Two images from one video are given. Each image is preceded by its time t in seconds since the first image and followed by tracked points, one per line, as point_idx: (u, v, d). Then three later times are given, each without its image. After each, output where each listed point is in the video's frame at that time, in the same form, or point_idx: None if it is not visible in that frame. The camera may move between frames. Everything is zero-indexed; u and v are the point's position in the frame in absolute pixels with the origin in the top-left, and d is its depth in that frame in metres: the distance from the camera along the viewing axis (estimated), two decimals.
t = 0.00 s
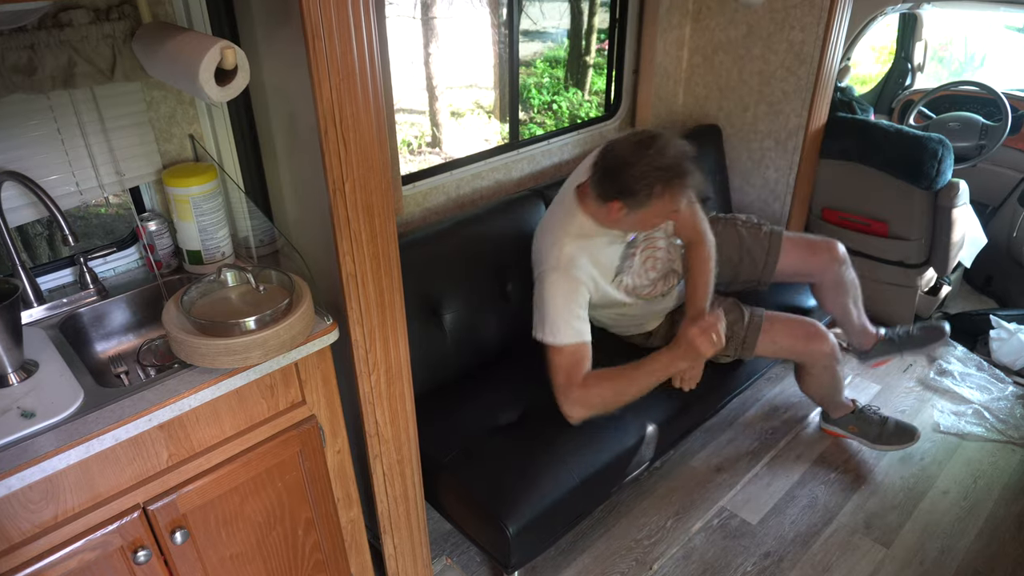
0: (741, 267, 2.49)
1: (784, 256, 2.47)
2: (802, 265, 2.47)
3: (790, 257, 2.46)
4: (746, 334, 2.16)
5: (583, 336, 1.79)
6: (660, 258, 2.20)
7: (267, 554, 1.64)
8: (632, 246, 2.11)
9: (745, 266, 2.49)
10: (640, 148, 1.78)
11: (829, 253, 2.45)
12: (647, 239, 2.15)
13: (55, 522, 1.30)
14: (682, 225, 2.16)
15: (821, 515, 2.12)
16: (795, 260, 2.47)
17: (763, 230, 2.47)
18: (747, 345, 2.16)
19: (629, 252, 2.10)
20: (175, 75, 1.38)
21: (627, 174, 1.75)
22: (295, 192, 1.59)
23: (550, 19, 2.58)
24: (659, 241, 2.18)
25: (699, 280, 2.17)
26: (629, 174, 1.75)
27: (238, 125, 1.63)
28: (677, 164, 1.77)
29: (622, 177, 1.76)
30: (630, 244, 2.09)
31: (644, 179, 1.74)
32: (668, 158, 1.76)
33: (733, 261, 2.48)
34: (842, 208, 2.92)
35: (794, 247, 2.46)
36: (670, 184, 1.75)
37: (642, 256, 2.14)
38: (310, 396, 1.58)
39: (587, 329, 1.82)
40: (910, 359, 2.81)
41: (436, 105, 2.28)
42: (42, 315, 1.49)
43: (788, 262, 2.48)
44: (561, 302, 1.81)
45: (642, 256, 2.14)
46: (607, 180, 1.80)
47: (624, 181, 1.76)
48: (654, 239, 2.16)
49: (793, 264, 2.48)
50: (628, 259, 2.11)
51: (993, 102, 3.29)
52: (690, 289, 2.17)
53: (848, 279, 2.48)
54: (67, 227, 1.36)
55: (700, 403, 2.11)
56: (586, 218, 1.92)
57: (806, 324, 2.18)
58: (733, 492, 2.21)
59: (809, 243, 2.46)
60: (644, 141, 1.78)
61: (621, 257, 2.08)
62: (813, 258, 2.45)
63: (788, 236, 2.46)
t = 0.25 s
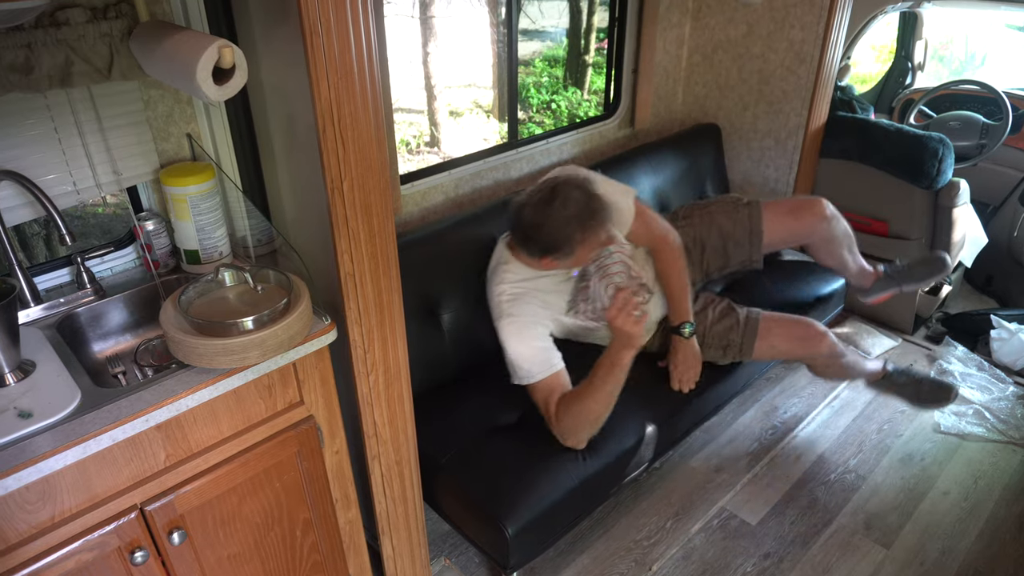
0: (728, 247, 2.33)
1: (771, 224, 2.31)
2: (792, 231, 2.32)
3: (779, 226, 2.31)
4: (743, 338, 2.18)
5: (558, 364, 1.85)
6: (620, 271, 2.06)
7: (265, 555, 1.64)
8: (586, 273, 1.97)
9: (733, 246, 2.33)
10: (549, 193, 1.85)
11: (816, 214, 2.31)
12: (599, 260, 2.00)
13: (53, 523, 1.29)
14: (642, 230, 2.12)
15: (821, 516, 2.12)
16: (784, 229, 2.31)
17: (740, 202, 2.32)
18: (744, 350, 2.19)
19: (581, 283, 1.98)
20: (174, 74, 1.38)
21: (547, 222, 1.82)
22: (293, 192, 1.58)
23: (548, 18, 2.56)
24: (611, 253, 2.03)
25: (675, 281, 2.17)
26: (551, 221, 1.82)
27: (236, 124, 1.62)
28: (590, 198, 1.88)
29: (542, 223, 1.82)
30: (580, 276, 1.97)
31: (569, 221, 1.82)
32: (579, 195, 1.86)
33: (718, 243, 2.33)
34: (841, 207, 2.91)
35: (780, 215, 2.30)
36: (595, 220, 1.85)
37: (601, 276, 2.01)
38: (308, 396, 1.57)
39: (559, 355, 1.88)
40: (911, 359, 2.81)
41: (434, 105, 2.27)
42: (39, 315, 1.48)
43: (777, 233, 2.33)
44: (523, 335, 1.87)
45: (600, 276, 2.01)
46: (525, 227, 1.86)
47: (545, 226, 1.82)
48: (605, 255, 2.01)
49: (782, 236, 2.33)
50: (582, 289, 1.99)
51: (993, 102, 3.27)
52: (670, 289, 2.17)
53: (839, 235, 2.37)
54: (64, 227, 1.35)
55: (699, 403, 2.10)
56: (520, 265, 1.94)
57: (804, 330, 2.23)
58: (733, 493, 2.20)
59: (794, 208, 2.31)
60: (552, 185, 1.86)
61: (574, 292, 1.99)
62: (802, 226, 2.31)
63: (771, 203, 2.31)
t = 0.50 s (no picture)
0: (709, 238, 2.26)
1: (744, 204, 2.24)
2: (770, 206, 2.25)
3: (751, 204, 2.24)
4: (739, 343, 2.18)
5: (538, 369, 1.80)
6: (591, 275, 2.06)
7: (263, 556, 1.63)
8: (555, 278, 1.97)
9: (714, 237, 2.26)
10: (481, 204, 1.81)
11: (788, 185, 2.25)
12: (566, 264, 2.00)
13: (49, 523, 1.29)
14: (611, 233, 2.10)
15: (820, 517, 2.11)
16: (759, 207, 2.24)
17: (707, 191, 2.27)
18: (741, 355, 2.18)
19: (553, 289, 1.97)
20: (171, 72, 1.37)
21: (484, 231, 1.76)
22: (291, 192, 1.57)
23: (547, 16, 2.55)
24: (579, 256, 2.04)
25: (650, 282, 2.13)
26: (486, 230, 1.76)
27: (233, 123, 1.61)
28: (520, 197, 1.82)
29: (479, 230, 1.77)
30: (550, 282, 1.96)
31: (499, 222, 1.76)
32: (508, 197, 1.81)
33: (696, 236, 2.26)
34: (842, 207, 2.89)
35: (751, 193, 2.24)
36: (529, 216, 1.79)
37: (571, 280, 2.01)
38: (305, 396, 1.56)
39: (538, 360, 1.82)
40: (911, 359, 2.80)
41: (433, 103, 2.29)
42: (35, 315, 1.47)
43: (754, 211, 2.25)
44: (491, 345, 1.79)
45: (570, 279, 2.01)
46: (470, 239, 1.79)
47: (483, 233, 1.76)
48: (572, 259, 2.01)
49: (761, 212, 2.26)
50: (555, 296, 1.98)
51: (995, 101, 3.26)
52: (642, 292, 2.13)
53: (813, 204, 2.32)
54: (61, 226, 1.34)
55: (699, 403, 2.09)
56: (481, 286, 1.87)
57: (801, 329, 2.23)
58: (732, 493, 2.19)
59: (763, 185, 2.24)
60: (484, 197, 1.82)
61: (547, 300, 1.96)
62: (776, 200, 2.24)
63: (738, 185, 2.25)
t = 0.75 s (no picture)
0: (701, 246, 2.27)
1: (737, 211, 2.25)
2: (764, 213, 2.27)
3: (745, 211, 2.26)
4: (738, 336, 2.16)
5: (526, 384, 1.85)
6: (581, 295, 2.05)
7: (260, 557, 1.62)
8: (540, 304, 1.98)
9: (706, 247, 2.27)
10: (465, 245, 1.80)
11: (783, 193, 2.25)
12: (551, 288, 2.00)
13: (45, 524, 1.28)
14: (601, 248, 2.09)
15: (820, 518, 2.10)
16: (753, 213, 2.26)
17: (699, 199, 2.27)
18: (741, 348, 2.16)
19: (540, 316, 1.98)
20: (167, 70, 1.36)
21: (464, 275, 1.78)
22: (287, 190, 1.57)
23: (546, 14, 2.53)
24: (565, 280, 2.04)
25: (643, 293, 2.11)
26: (466, 274, 1.78)
27: (230, 121, 1.61)
28: (504, 242, 1.81)
29: (463, 276, 1.78)
30: (535, 310, 1.97)
31: (483, 273, 1.77)
32: (492, 243, 1.80)
33: (688, 243, 2.27)
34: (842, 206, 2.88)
35: (745, 200, 2.25)
36: (512, 265, 1.79)
37: (558, 304, 2.00)
38: (303, 397, 1.56)
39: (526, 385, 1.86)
40: (912, 359, 2.79)
41: (430, 102, 2.27)
42: (31, 315, 1.46)
43: (748, 217, 2.27)
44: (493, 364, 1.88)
45: (558, 304, 2.01)
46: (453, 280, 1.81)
47: (466, 279, 1.78)
48: (557, 283, 2.01)
49: (756, 218, 2.27)
50: (543, 322, 1.98)
51: (996, 100, 3.25)
52: (637, 304, 2.11)
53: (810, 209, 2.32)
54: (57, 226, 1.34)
55: (698, 404, 2.08)
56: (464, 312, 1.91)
57: (799, 321, 2.19)
58: (732, 494, 2.18)
59: (757, 191, 2.25)
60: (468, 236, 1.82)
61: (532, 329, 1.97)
62: (771, 207, 2.25)
63: (731, 192, 2.25)
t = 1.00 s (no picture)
0: (710, 262, 2.26)
1: (751, 231, 2.25)
2: (777, 234, 2.27)
3: (760, 231, 2.26)
4: (737, 324, 2.18)
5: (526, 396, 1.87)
6: (581, 308, 2.04)
7: (257, 558, 1.61)
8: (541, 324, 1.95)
9: (715, 263, 2.26)
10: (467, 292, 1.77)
11: (792, 211, 2.25)
12: (552, 307, 1.97)
13: (40, 526, 1.27)
14: (600, 257, 2.04)
15: (820, 518, 2.09)
16: (767, 234, 2.26)
17: (716, 215, 2.24)
18: (743, 337, 2.18)
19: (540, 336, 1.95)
20: (163, 67, 1.35)
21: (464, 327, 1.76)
22: (284, 189, 1.56)
23: (544, 12, 2.52)
24: (566, 297, 2.00)
25: (644, 299, 2.10)
26: (467, 326, 1.76)
27: (226, 120, 1.60)
28: (510, 301, 1.80)
29: (458, 327, 1.76)
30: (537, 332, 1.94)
31: (482, 330, 1.76)
32: (499, 301, 1.78)
33: (698, 257, 2.26)
34: (841, 205, 2.88)
35: (762, 221, 2.25)
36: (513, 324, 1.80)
37: (558, 322, 1.99)
38: (300, 397, 1.55)
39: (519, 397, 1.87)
40: (913, 359, 2.78)
41: (428, 100, 2.25)
42: (26, 315, 1.45)
43: (761, 237, 2.27)
44: (491, 376, 1.88)
45: (558, 321, 1.99)
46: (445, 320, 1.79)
47: (462, 332, 1.77)
48: (558, 300, 1.98)
49: (767, 239, 2.28)
50: (544, 342, 1.96)
51: (997, 98, 3.24)
52: (636, 309, 2.11)
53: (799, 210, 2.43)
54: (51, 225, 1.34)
55: (698, 404, 2.07)
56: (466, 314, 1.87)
57: (795, 306, 2.28)
58: (731, 495, 2.17)
59: (775, 213, 2.25)
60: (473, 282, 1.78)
61: (532, 350, 1.95)
62: (787, 230, 2.26)
63: (749, 210, 2.24)
